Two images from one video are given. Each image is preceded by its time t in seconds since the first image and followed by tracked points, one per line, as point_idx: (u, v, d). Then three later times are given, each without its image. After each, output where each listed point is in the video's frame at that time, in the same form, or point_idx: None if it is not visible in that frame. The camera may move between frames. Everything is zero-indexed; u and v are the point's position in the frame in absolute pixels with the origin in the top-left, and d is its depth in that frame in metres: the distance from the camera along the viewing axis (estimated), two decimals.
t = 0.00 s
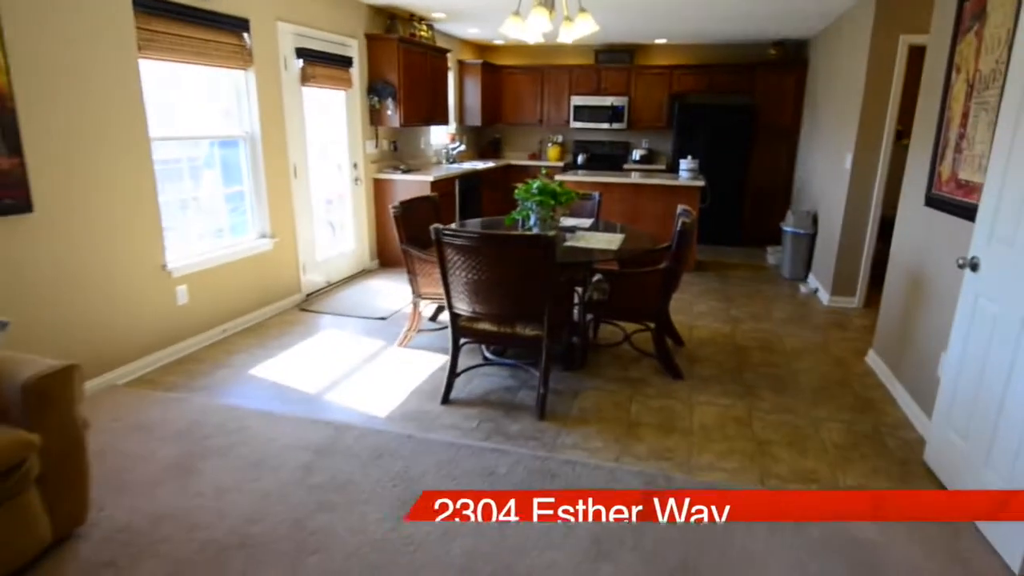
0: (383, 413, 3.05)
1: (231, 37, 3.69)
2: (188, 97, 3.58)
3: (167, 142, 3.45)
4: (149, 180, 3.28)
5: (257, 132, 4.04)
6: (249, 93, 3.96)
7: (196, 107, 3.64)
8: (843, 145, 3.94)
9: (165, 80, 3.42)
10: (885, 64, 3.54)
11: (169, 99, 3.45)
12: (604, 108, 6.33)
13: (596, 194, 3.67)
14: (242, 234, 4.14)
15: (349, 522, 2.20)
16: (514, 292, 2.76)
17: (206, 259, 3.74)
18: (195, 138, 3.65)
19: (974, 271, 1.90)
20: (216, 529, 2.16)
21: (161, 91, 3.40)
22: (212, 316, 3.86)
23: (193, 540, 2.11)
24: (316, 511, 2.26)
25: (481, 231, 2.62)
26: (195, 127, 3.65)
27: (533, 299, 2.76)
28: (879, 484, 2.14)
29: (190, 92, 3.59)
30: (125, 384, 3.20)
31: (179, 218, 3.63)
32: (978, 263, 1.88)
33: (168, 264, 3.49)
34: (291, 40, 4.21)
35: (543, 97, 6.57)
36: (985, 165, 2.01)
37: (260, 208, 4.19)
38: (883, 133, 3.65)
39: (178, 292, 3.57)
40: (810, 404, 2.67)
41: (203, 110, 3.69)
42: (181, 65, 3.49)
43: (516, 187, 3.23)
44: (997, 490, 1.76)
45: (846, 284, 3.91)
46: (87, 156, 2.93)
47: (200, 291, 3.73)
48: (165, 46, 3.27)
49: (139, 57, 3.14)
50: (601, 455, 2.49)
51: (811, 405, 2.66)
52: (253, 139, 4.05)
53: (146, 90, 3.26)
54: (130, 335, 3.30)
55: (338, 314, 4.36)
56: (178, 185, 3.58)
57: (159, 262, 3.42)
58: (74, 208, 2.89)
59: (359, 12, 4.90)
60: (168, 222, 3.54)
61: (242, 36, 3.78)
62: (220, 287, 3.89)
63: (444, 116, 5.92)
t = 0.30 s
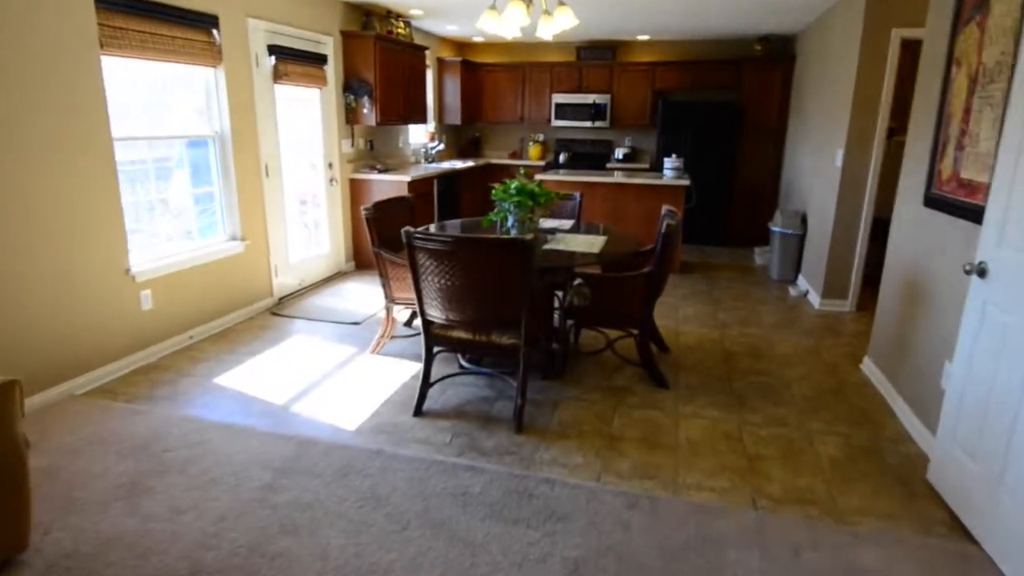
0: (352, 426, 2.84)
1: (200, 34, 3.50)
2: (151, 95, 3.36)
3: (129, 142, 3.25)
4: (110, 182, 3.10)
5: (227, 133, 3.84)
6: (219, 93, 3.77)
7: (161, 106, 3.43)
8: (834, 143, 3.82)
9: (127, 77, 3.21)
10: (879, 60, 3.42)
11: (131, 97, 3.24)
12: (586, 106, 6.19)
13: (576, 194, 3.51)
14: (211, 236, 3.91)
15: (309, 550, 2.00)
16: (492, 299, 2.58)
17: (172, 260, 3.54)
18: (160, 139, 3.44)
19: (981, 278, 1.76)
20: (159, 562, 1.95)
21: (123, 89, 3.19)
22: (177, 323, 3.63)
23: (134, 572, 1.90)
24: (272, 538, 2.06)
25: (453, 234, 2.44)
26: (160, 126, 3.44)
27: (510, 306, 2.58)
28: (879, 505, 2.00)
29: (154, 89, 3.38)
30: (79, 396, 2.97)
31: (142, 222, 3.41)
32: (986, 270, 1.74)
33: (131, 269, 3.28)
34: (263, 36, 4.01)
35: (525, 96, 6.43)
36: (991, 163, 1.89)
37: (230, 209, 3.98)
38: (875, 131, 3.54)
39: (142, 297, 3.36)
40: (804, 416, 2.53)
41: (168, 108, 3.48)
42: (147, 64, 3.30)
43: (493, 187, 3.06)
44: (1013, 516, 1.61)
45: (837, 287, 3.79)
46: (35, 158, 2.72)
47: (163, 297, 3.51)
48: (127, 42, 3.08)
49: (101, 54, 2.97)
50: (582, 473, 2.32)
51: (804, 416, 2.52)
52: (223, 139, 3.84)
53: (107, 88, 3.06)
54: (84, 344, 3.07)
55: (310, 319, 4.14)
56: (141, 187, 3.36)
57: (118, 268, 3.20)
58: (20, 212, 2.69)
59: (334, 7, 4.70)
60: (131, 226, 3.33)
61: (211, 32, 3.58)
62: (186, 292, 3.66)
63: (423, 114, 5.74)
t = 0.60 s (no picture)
0: (324, 436, 2.68)
1: (168, 27, 3.31)
2: (117, 91, 3.17)
3: (97, 141, 3.07)
4: (75, 183, 2.93)
5: (200, 131, 3.65)
6: (190, 90, 3.57)
7: (129, 102, 3.24)
8: (828, 139, 3.71)
9: (95, 73, 3.03)
10: (875, 54, 3.31)
11: (99, 93, 3.06)
12: (571, 101, 6.11)
13: (560, 194, 3.39)
14: (184, 238, 3.72)
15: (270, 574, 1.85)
16: (470, 305, 2.43)
17: (144, 262, 3.36)
18: (131, 138, 3.26)
19: (988, 284, 1.67)
20: None
21: (89, 85, 3.01)
22: (145, 328, 3.44)
23: None
24: (233, 561, 1.91)
25: (429, 237, 2.30)
26: (134, 125, 3.28)
27: (489, 313, 2.43)
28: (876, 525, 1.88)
29: (123, 85, 3.20)
30: (40, 405, 2.78)
31: (109, 224, 3.21)
32: (994, 275, 1.64)
33: (99, 273, 3.10)
34: (235, 30, 3.82)
35: (508, 91, 6.29)
36: (999, 161, 1.83)
37: (202, 209, 3.79)
38: (870, 127, 3.43)
39: (113, 301, 3.20)
40: (797, 426, 2.42)
41: (137, 104, 3.29)
42: (112, 59, 3.10)
43: (473, 186, 2.91)
44: None
45: (829, 289, 3.70)
46: None
47: (133, 302, 3.33)
48: (97, 37, 2.92)
49: (64, 49, 2.79)
50: (564, 488, 2.18)
51: (797, 427, 2.41)
52: (195, 137, 3.65)
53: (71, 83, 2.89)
54: (44, 351, 2.88)
55: (287, 322, 3.95)
56: (111, 187, 3.19)
57: (83, 273, 3.02)
58: None
59: None
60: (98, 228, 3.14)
61: (181, 26, 3.40)
62: (156, 296, 3.48)
63: (404, 110, 5.58)
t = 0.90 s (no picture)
0: (297, 445, 2.53)
1: (135, 18, 3.14)
2: (80, 84, 2.98)
3: (60, 137, 2.89)
4: (37, 184, 2.75)
5: (170, 126, 3.47)
6: (160, 83, 3.39)
7: (96, 96, 3.07)
8: (821, 134, 3.62)
9: (57, 66, 2.85)
10: (872, 47, 3.22)
11: (61, 86, 2.88)
12: (557, 96, 5.99)
13: (543, 191, 3.27)
14: (153, 238, 3.53)
15: None
16: (449, 309, 2.30)
17: (109, 263, 3.18)
18: (98, 135, 3.09)
19: (994, 288, 1.60)
20: None
21: (51, 78, 2.83)
22: (115, 330, 3.26)
23: None
24: None
25: (404, 238, 2.16)
26: (101, 120, 3.11)
27: (469, 317, 2.30)
28: (871, 540, 1.79)
29: (89, 78, 3.03)
30: None
31: (73, 224, 3.02)
32: (1000, 279, 1.57)
33: (64, 274, 2.94)
34: (207, 22, 3.65)
35: (494, 85, 6.19)
36: (1006, 157, 1.74)
37: (174, 208, 3.61)
38: (865, 122, 3.35)
39: (79, 304, 3.03)
40: (788, 434, 2.33)
41: (103, 98, 3.12)
42: (74, 51, 2.92)
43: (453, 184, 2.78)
44: None
45: (820, 290, 3.62)
46: None
47: (103, 304, 3.17)
48: (58, 27, 2.74)
49: (23, 41, 2.62)
50: (546, 500, 2.06)
51: (788, 435, 2.32)
52: (165, 134, 3.47)
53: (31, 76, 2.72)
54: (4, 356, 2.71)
55: (263, 324, 3.79)
56: (76, 184, 3.01)
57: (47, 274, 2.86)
58: None
59: None
60: (63, 229, 2.96)
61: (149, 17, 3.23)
62: (127, 297, 3.30)
63: (385, 106, 5.45)
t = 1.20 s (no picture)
0: (264, 453, 2.31)
1: (93, 5, 2.90)
2: (31, 76, 2.74)
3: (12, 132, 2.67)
4: None
5: (135, 121, 3.25)
6: (121, 76, 3.17)
7: (52, 89, 2.85)
8: (813, 126, 3.52)
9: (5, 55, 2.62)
10: (865, 35, 3.12)
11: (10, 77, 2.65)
12: (541, 87, 5.86)
13: (525, 186, 3.13)
14: (118, 235, 3.29)
15: None
16: (424, 312, 2.14)
17: (70, 265, 2.96)
18: (53, 129, 2.86)
19: (1000, 289, 1.53)
20: None
21: None
22: (77, 334, 3.06)
23: None
24: None
25: (374, 237, 1.99)
26: (57, 115, 2.89)
27: (446, 320, 2.14)
28: (869, 555, 1.69)
29: (42, 69, 2.79)
30: None
31: (25, 224, 2.78)
32: (1007, 279, 1.51)
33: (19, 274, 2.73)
34: (171, 9, 3.43)
35: (477, 77, 6.04)
36: (1012, 150, 1.65)
37: (141, 205, 3.38)
38: (859, 113, 3.25)
39: (36, 306, 2.82)
40: (780, 441, 2.22)
41: (60, 91, 2.89)
42: (24, 40, 2.69)
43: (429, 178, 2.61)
44: None
45: (811, 287, 3.52)
46: None
47: (63, 305, 2.96)
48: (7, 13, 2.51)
49: None
50: (525, 514, 1.92)
51: (781, 442, 2.21)
52: (128, 127, 3.24)
53: None
54: None
55: (236, 324, 3.56)
56: (33, 181, 2.79)
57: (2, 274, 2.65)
58: None
59: None
60: (15, 230, 2.73)
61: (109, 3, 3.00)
62: (90, 298, 3.10)
63: (364, 98, 5.27)
